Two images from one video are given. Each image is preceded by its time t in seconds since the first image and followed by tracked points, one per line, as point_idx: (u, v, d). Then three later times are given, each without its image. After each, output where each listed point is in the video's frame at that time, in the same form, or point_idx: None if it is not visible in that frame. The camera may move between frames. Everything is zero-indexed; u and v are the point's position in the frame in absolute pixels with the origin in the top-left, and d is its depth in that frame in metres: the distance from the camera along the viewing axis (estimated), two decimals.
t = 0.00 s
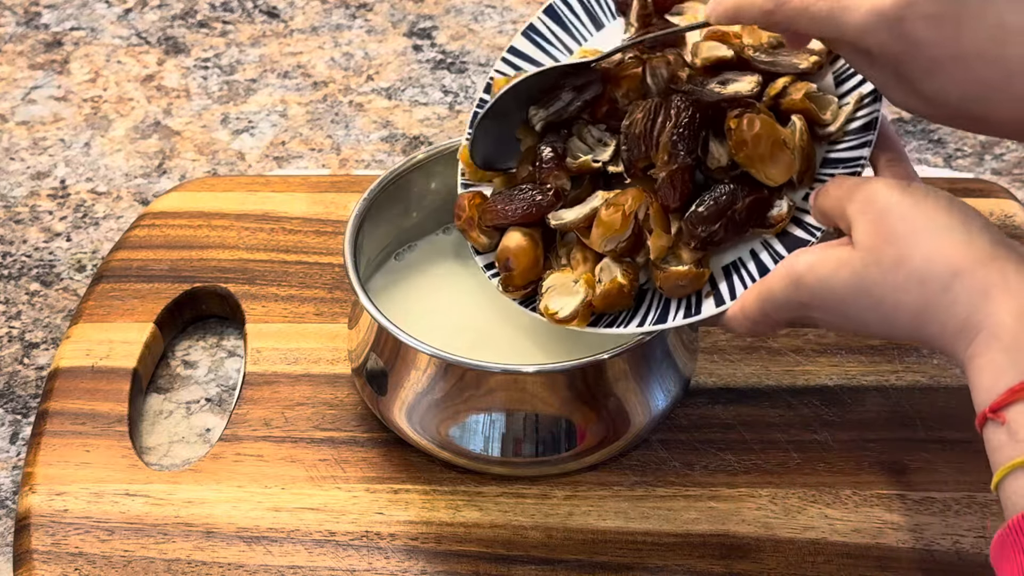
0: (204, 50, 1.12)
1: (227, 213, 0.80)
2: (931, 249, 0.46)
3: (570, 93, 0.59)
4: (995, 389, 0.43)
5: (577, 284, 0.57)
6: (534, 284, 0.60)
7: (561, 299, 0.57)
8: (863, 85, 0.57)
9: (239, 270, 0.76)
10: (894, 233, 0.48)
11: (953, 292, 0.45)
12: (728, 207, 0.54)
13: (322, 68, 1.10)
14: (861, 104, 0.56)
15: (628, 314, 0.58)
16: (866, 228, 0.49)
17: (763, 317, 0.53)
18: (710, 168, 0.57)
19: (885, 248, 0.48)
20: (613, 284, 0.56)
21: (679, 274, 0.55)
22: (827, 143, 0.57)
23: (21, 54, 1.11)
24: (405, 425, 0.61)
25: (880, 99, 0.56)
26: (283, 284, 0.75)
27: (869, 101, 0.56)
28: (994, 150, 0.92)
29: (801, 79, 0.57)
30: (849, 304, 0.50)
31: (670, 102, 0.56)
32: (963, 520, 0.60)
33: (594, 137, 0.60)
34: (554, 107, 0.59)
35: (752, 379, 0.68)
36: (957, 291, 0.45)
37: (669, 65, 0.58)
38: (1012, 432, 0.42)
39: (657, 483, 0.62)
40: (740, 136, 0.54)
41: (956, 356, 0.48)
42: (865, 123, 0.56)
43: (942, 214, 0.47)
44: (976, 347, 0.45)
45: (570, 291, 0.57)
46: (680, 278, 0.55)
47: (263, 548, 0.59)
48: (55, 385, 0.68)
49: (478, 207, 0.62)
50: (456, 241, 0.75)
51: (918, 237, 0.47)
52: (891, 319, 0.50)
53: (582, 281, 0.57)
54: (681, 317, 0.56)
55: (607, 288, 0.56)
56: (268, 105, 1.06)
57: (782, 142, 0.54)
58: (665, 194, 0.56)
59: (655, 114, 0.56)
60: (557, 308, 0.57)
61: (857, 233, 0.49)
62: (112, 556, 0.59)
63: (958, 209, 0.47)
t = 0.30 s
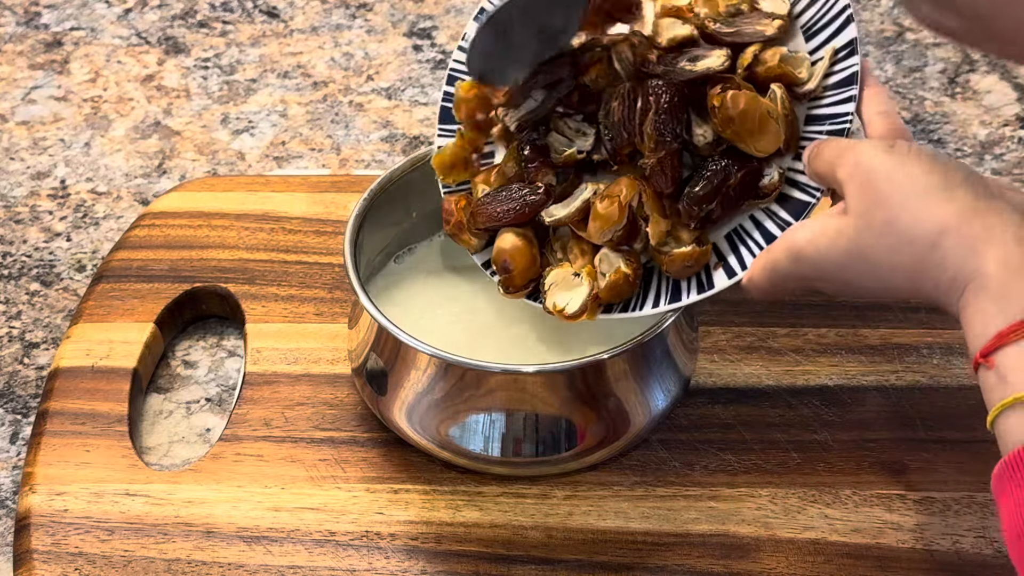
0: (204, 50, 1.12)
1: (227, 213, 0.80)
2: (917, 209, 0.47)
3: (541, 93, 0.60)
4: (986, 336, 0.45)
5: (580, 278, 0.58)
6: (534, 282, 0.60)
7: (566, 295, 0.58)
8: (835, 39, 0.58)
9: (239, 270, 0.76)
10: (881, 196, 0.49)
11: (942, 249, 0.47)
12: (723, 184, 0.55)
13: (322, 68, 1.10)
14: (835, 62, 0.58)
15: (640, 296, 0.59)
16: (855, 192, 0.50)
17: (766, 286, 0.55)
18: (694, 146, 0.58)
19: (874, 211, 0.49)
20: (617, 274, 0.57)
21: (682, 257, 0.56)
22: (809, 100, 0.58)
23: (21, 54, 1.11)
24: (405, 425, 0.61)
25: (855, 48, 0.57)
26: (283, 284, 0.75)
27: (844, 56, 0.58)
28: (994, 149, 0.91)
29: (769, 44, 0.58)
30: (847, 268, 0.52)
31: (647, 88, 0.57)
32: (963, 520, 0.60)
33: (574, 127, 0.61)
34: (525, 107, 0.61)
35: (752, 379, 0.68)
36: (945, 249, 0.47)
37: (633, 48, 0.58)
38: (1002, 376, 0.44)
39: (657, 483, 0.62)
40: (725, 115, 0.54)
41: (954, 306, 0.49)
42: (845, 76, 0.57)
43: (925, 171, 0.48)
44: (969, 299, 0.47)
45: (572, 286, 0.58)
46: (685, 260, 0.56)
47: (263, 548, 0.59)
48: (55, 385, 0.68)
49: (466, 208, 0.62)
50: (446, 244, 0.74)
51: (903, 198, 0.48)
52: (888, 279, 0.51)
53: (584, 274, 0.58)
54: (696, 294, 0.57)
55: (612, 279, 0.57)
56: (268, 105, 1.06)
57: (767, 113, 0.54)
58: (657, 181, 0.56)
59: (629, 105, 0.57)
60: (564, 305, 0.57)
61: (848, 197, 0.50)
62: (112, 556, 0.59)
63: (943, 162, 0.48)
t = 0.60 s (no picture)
0: (204, 50, 1.12)
1: (227, 213, 0.80)
2: (934, 195, 0.50)
3: (518, 131, 0.60)
4: (1003, 316, 0.47)
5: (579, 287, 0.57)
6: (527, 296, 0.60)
7: (566, 302, 0.57)
8: (830, 32, 0.60)
9: (239, 270, 0.76)
10: (897, 183, 0.51)
11: (959, 233, 0.49)
12: (727, 187, 0.56)
13: (322, 68, 1.10)
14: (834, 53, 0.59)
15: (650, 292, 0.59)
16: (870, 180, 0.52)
17: (785, 276, 0.58)
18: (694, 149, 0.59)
19: (891, 199, 0.51)
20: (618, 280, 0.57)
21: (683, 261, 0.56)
22: (811, 93, 0.60)
23: (21, 54, 1.11)
24: (405, 425, 0.61)
25: (854, 40, 0.59)
26: (283, 284, 0.75)
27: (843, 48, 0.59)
28: (994, 150, 0.91)
29: (763, 43, 0.59)
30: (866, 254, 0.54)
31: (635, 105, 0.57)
32: (963, 520, 0.60)
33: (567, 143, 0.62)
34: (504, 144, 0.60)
35: (752, 379, 0.68)
36: (962, 233, 0.49)
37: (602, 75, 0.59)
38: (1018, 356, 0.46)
39: (657, 483, 0.62)
40: (728, 116, 0.55)
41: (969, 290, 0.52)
42: (846, 67, 0.59)
43: (940, 158, 0.50)
44: (984, 281, 0.49)
45: (569, 295, 0.57)
46: (686, 264, 0.56)
47: (263, 548, 0.59)
48: (55, 385, 0.68)
49: (461, 232, 0.61)
50: (448, 248, 0.74)
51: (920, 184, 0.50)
52: (905, 263, 0.54)
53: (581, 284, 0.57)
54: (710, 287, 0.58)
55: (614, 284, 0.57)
56: (268, 104, 1.06)
57: (769, 115, 0.55)
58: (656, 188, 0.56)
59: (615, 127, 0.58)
60: (562, 313, 0.57)
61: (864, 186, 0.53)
62: (112, 556, 0.59)
63: (955, 150, 0.51)
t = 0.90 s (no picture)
0: (204, 50, 1.12)
1: (227, 213, 0.80)
2: (944, 192, 0.50)
3: (505, 188, 0.59)
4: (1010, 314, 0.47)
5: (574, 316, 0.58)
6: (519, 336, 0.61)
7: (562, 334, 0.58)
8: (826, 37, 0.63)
9: (239, 270, 0.76)
10: (906, 181, 0.51)
11: (969, 230, 0.49)
12: (728, 196, 0.57)
13: (322, 68, 1.10)
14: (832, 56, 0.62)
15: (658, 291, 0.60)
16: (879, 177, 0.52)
17: (792, 272, 0.58)
18: (688, 174, 0.59)
19: (900, 196, 0.51)
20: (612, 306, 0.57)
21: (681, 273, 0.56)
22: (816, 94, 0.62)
23: (21, 54, 1.11)
24: (405, 425, 0.61)
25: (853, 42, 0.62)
26: (283, 284, 0.75)
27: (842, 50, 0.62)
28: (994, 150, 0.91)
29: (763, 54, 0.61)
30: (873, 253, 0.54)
31: (614, 157, 0.58)
32: (963, 520, 0.60)
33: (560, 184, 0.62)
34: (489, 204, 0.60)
35: (752, 379, 0.68)
36: (973, 230, 0.49)
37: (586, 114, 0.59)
38: None
39: (658, 483, 0.62)
40: (727, 125, 0.56)
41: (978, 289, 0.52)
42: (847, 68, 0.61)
43: (949, 156, 0.50)
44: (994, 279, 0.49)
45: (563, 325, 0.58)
46: (684, 274, 0.56)
47: (263, 548, 0.59)
48: (55, 385, 0.68)
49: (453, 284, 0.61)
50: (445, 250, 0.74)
51: (930, 181, 0.50)
52: (912, 264, 0.54)
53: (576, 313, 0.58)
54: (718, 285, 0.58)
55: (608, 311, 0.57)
56: (268, 104, 1.06)
57: (766, 120, 0.57)
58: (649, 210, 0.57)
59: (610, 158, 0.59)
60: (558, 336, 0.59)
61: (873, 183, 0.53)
62: (112, 556, 0.59)
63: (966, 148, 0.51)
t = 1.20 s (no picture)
0: (204, 50, 1.12)
1: (227, 213, 0.80)
2: (926, 192, 0.49)
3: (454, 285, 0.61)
4: (1002, 315, 0.47)
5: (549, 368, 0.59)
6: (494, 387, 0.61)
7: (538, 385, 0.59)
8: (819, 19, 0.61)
9: (239, 270, 0.76)
10: (891, 181, 0.50)
11: (955, 232, 0.48)
12: (707, 207, 0.59)
13: (322, 68, 1.10)
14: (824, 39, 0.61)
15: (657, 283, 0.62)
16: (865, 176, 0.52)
17: (787, 267, 0.58)
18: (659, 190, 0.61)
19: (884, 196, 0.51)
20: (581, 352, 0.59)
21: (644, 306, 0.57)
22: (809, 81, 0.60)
23: (21, 54, 1.11)
24: (404, 425, 0.61)
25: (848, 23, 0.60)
26: (283, 284, 0.75)
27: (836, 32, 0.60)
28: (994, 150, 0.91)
29: (741, 48, 0.62)
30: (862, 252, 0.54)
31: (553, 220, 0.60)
32: (963, 520, 0.60)
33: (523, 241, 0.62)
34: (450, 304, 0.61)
35: (752, 379, 0.68)
36: (959, 231, 0.48)
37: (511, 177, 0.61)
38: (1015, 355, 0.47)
39: (658, 483, 0.62)
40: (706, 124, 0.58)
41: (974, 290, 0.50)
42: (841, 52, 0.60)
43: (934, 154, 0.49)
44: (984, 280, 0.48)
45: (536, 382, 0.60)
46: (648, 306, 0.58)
47: (263, 548, 0.59)
48: (55, 385, 0.68)
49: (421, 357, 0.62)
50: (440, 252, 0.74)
51: (913, 181, 0.49)
52: (904, 264, 0.53)
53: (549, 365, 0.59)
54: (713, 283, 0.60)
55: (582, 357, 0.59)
56: (268, 105, 1.06)
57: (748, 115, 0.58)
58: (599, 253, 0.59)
59: (600, 170, 0.61)
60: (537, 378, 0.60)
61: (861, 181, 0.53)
62: (112, 556, 0.59)
63: (954, 145, 0.49)
